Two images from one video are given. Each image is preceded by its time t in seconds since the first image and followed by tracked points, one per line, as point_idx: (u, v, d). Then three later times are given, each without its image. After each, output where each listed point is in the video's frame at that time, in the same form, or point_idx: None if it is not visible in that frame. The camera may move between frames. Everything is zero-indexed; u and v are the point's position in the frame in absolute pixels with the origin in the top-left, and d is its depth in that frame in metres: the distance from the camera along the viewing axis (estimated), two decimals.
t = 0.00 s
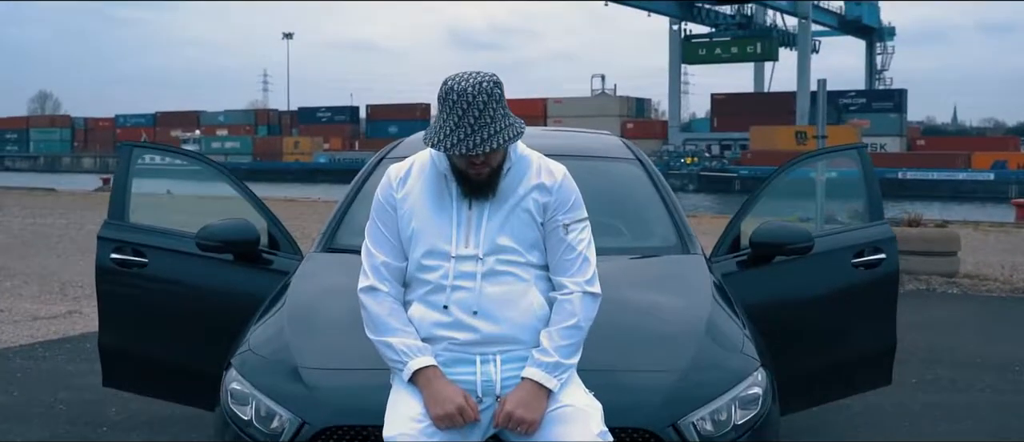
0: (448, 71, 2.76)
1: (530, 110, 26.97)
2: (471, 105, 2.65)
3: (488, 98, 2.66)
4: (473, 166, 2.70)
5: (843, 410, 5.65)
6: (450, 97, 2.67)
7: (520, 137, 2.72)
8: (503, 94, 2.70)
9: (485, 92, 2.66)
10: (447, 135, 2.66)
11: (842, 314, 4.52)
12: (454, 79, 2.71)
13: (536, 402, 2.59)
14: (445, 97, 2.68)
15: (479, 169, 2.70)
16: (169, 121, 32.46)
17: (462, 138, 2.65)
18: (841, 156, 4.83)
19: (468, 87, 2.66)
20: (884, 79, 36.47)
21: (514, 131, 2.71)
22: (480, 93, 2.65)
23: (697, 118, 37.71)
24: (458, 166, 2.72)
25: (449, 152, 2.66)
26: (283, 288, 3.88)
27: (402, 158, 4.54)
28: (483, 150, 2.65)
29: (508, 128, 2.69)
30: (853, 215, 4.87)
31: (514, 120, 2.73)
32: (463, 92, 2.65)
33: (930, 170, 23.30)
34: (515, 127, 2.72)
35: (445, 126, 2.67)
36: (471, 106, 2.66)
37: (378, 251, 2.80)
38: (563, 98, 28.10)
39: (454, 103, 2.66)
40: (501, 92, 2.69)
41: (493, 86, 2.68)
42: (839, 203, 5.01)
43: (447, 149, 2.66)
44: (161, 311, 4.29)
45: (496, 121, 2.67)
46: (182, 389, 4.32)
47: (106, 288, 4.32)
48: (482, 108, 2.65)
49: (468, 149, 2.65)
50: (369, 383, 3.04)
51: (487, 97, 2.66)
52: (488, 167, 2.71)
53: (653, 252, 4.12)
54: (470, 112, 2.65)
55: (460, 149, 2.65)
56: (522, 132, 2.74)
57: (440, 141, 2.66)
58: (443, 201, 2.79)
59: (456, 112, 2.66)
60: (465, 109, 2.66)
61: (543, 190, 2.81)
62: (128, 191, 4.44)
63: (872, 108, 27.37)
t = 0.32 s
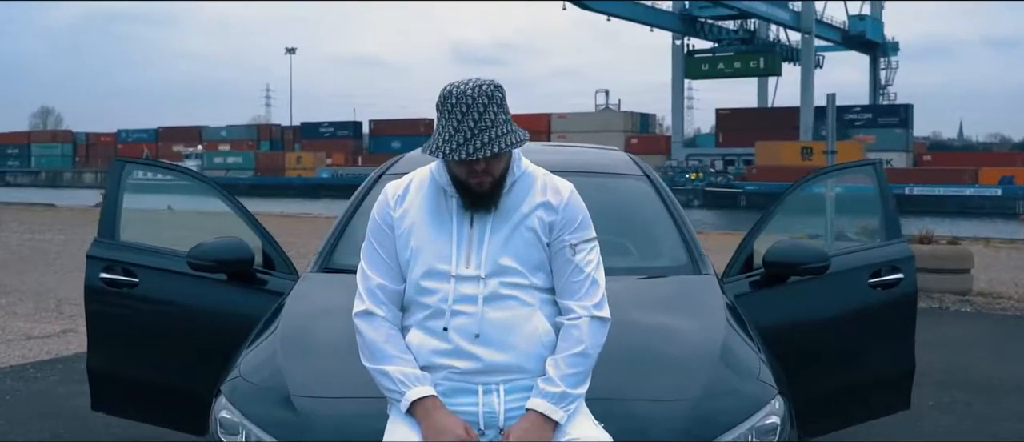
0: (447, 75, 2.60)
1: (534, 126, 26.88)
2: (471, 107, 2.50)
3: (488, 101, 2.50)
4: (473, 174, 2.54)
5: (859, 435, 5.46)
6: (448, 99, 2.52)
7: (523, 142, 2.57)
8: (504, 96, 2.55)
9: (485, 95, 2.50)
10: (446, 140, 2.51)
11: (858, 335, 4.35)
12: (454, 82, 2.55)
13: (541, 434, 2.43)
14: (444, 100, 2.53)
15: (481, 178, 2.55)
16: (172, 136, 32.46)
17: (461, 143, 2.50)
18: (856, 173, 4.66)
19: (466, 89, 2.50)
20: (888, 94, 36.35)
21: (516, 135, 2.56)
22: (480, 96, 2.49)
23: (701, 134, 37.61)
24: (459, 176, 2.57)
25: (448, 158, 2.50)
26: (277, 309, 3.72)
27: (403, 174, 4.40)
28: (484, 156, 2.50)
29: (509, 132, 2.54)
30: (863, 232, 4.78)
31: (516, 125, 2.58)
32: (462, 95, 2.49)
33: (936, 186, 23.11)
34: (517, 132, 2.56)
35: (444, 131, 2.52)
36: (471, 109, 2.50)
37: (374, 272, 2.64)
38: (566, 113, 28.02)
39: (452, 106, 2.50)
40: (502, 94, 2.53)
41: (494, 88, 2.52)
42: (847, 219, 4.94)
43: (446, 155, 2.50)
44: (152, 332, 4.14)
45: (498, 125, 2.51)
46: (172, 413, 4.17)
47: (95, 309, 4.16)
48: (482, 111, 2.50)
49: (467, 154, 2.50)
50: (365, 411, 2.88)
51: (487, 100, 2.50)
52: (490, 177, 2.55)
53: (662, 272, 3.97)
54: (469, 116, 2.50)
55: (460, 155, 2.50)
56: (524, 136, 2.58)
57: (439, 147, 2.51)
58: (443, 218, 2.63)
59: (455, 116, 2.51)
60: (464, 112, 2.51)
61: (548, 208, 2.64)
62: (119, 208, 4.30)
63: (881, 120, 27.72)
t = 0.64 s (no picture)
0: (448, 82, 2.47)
1: (537, 139, 26.80)
2: (473, 113, 2.35)
3: (491, 106, 2.35)
4: (476, 185, 2.38)
5: None
6: (449, 105, 2.37)
7: (529, 150, 2.41)
8: (507, 102, 2.40)
9: (487, 100, 2.36)
10: (447, 147, 2.36)
11: (876, 356, 4.20)
12: (455, 89, 2.41)
13: None
14: (444, 106, 2.38)
15: (484, 189, 2.39)
16: (175, 150, 32.47)
17: (463, 149, 2.35)
18: (874, 188, 4.53)
19: (468, 95, 2.36)
20: (893, 109, 36.24)
21: (521, 141, 2.41)
22: (482, 101, 2.34)
23: (705, 148, 37.49)
24: (460, 188, 2.41)
25: (449, 166, 2.35)
26: (272, 329, 3.57)
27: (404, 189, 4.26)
28: (487, 162, 2.35)
29: (514, 138, 2.39)
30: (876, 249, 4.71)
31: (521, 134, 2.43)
32: (463, 100, 2.35)
33: (943, 200, 22.92)
34: (522, 141, 2.41)
35: (445, 138, 2.37)
36: (473, 114, 2.35)
37: (372, 294, 2.50)
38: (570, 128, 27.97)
39: (453, 112, 2.36)
40: (506, 100, 2.38)
41: (497, 94, 2.37)
42: (857, 234, 4.85)
43: (447, 162, 2.35)
44: (144, 352, 4.00)
45: (501, 131, 2.36)
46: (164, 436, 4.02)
47: (84, 329, 4.02)
48: (485, 116, 2.35)
49: (470, 161, 2.34)
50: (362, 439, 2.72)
51: (489, 105, 2.35)
52: (494, 188, 2.39)
53: (673, 291, 3.81)
54: (471, 121, 2.35)
55: (461, 162, 2.35)
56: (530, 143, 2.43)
57: (439, 155, 2.36)
58: (445, 237, 2.48)
59: (456, 122, 2.36)
60: (465, 118, 2.36)
61: (556, 224, 2.48)
62: (111, 225, 4.15)
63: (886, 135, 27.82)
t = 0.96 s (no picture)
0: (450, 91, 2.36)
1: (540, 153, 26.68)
2: (476, 116, 2.23)
3: (495, 109, 2.23)
4: (480, 192, 2.25)
5: None
6: (451, 109, 2.25)
7: (536, 156, 2.28)
8: (512, 107, 2.27)
9: (491, 103, 2.23)
10: (450, 152, 2.23)
11: (893, 376, 4.06)
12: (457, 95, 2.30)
13: None
14: (446, 111, 2.26)
15: (489, 197, 2.25)
16: (177, 163, 32.44)
17: (466, 153, 2.21)
18: (892, 201, 4.40)
19: (471, 98, 2.24)
20: (898, 121, 36.13)
21: (528, 146, 2.27)
22: (486, 103, 2.22)
23: (709, 162, 37.35)
24: (464, 195, 2.27)
25: (452, 171, 2.22)
26: (268, 349, 3.42)
27: (407, 203, 4.11)
28: (492, 166, 2.21)
29: (521, 143, 2.25)
30: (887, 264, 4.61)
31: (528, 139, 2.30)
32: (466, 103, 2.23)
33: (949, 214, 22.73)
34: (529, 146, 2.28)
35: (447, 144, 2.25)
36: (476, 117, 2.23)
37: (370, 315, 2.36)
38: (573, 141, 27.87)
39: (456, 116, 2.24)
40: (511, 103, 2.26)
41: (502, 97, 2.25)
42: (867, 250, 4.68)
43: (450, 168, 2.22)
44: (136, 372, 3.87)
45: (506, 134, 2.23)
46: None
47: (73, 347, 3.88)
48: (489, 119, 2.22)
49: (474, 165, 2.21)
50: None
51: (494, 108, 2.23)
52: (500, 196, 2.25)
53: (686, 309, 3.67)
54: (474, 125, 2.23)
55: (465, 167, 2.21)
56: (539, 149, 2.30)
57: (442, 160, 2.23)
58: (448, 253, 2.34)
59: (459, 126, 2.24)
60: (469, 122, 2.23)
61: (566, 241, 2.33)
62: (102, 240, 4.02)
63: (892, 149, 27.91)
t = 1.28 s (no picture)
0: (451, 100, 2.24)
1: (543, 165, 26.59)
2: (477, 121, 2.11)
3: (498, 113, 2.11)
4: (482, 201, 2.13)
5: None
6: (451, 115, 2.14)
7: (541, 164, 2.15)
8: (516, 113, 2.16)
9: (493, 108, 2.12)
10: (450, 159, 2.11)
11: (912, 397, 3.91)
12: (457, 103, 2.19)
13: None
14: (446, 118, 2.15)
15: (492, 206, 2.12)
16: (180, 176, 32.42)
17: (467, 159, 2.09)
18: (905, 215, 4.22)
19: (473, 103, 2.13)
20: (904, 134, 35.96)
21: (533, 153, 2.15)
22: (488, 108, 2.11)
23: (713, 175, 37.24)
24: (465, 205, 2.15)
25: (453, 177, 2.09)
26: (261, 369, 3.28)
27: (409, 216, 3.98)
28: (495, 171, 2.08)
29: (525, 149, 2.13)
30: (897, 277, 4.44)
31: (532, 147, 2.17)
32: (467, 108, 2.12)
33: (955, 227, 22.56)
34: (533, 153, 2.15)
35: (448, 151, 2.13)
36: (478, 122, 2.11)
37: (365, 335, 2.23)
38: (576, 154, 27.80)
39: (456, 122, 2.12)
40: (514, 109, 2.14)
41: (505, 102, 2.14)
42: (876, 262, 4.51)
43: (450, 174, 2.10)
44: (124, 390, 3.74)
45: (509, 139, 2.11)
46: None
47: (61, 366, 3.74)
48: (491, 124, 2.11)
49: (475, 170, 2.08)
50: None
51: (496, 113, 2.11)
52: (503, 205, 2.13)
53: (696, 327, 3.53)
54: (476, 130, 2.11)
55: (466, 173, 2.09)
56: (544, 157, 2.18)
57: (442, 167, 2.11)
58: (448, 270, 2.21)
59: (459, 132, 2.12)
60: (470, 127, 2.12)
61: (573, 258, 2.20)
62: (92, 254, 3.87)
63: (898, 162, 27.67)
